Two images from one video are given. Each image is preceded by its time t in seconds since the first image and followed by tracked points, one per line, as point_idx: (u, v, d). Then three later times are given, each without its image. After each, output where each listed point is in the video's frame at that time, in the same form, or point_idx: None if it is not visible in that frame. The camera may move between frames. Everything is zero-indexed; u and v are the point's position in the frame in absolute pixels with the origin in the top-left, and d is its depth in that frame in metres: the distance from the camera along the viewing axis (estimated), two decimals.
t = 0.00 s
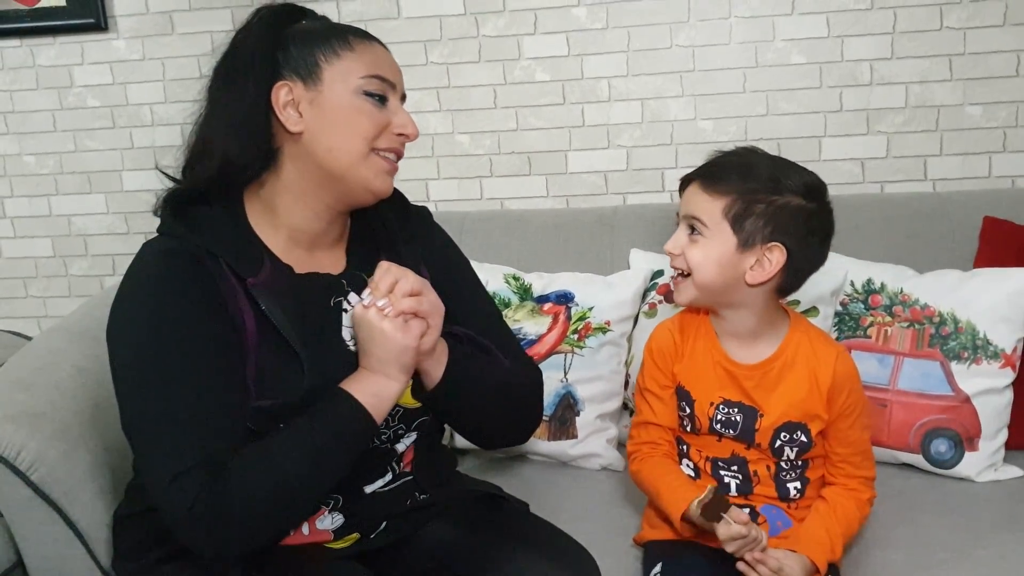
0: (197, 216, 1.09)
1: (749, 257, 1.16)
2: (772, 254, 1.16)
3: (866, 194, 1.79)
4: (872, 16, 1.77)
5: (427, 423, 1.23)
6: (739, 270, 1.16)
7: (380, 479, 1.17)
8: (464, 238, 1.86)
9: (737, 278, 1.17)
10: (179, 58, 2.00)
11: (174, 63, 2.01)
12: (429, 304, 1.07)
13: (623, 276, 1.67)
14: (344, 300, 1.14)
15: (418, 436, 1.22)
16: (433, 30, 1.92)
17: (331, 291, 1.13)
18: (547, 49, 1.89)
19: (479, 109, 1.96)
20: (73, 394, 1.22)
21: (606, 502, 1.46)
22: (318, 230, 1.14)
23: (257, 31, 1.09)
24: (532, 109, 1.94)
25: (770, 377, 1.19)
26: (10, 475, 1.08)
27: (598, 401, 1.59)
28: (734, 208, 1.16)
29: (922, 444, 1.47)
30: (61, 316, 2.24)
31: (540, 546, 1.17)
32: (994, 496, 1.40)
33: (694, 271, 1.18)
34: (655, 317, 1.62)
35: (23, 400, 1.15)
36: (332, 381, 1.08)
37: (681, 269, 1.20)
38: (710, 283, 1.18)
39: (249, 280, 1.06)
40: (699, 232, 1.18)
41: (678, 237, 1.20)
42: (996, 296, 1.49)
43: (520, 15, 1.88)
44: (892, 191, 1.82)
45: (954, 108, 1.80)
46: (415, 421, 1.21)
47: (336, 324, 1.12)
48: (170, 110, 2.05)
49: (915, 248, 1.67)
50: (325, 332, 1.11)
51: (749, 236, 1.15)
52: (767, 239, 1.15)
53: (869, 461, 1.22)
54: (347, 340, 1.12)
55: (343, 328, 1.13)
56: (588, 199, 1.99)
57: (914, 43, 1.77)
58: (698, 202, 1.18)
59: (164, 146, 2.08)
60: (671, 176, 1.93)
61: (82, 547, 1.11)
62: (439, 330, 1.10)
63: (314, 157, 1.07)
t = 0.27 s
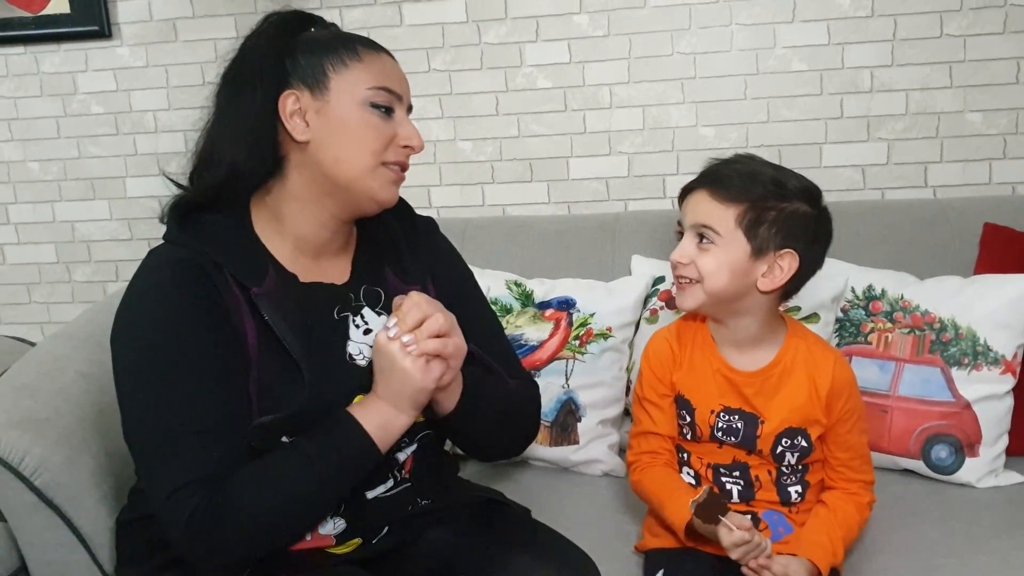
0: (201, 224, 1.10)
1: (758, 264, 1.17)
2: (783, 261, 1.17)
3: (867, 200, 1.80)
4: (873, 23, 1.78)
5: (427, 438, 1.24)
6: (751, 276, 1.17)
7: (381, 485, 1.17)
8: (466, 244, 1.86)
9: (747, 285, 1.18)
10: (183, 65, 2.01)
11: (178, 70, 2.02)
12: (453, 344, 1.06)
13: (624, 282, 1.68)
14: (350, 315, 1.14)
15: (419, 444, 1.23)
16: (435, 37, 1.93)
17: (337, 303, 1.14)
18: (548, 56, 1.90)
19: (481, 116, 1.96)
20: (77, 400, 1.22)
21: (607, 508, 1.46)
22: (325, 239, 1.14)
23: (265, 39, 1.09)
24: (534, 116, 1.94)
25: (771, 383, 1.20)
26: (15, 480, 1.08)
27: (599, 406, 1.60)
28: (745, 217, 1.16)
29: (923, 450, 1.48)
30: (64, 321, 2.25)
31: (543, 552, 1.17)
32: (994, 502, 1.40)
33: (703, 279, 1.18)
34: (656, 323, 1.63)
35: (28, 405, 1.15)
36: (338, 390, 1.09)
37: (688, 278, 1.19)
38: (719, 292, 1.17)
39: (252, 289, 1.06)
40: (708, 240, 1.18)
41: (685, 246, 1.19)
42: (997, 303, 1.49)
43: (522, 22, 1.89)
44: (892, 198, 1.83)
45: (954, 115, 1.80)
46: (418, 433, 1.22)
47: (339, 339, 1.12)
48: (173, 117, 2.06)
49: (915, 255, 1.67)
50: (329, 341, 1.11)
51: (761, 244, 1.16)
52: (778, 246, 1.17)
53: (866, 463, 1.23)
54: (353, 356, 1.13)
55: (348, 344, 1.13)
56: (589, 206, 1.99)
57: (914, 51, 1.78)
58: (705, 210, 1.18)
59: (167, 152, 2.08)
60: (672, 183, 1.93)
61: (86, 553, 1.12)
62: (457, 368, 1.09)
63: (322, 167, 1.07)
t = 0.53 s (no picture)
0: (199, 224, 1.10)
1: (751, 264, 1.17)
2: (775, 262, 1.17)
3: (866, 200, 1.80)
4: (871, 22, 1.78)
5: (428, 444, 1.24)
6: (739, 279, 1.17)
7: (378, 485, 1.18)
8: (465, 244, 1.86)
9: (738, 285, 1.18)
10: (181, 65, 2.01)
11: (176, 69, 2.02)
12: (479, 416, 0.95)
13: (623, 281, 1.68)
14: (347, 320, 1.14)
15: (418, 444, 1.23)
16: (434, 36, 1.93)
17: (332, 306, 1.13)
18: (547, 55, 1.90)
19: (479, 116, 1.97)
20: (75, 399, 1.22)
21: (606, 507, 1.46)
22: (320, 239, 1.14)
23: (262, 37, 1.09)
24: (533, 115, 1.95)
25: (764, 384, 1.20)
26: (12, 480, 1.08)
27: (598, 406, 1.59)
28: (738, 218, 1.16)
29: (922, 449, 1.48)
30: (62, 321, 2.25)
31: (540, 551, 1.17)
32: (993, 501, 1.40)
33: (694, 278, 1.18)
34: (655, 322, 1.64)
35: (26, 405, 1.15)
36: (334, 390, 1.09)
37: (678, 276, 1.19)
38: (710, 291, 1.17)
39: (248, 289, 1.06)
40: (701, 239, 1.18)
41: (679, 243, 1.19)
42: (995, 302, 1.49)
43: (520, 21, 1.89)
44: (891, 197, 1.83)
45: (952, 114, 1.80)
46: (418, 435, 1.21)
47: (335, 342, 1.11)
48: (171, 117, 2.06)
49: (914, 254, 1.67)
50: (325, 341, 1.10)
51: (754, 244, 1.16)
52: (772, 247, 1.17)
53: (861, 459, 1.23)
54: (349, 360, 1.12)
55: (345, 348, 1.12)
56: (588, 205, 1.99)
57: (912, 50, 1.78)
58: (699, 208, 1.18)
59: (165, 152, 2.08)
60: (671, 182, 1.93)
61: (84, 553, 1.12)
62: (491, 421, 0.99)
63: (314, 168, 1.07)
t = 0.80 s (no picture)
0: (201, 221, 1.09)
1: (755, 267, 1.17)
2: (779, 265, 1.17)
3: (867, 200, 1.80)
4: (873, 23, 1.78)
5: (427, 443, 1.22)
6: (744, 279, 1.17)
7: (378, 480, 1.18)
8: (466, 243, 1.86)
9: (739, 287, 1.18)
10: (182, 64, 2.01)
11: (178, 68, 2.02)
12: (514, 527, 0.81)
13: (624, 281, 1.68)
14: (345, 320, 1.12)
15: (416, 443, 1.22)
16: (435, 36, 1.93)
17: (330, 305, 1.12)
18: (548, 55, 1.90)
19: (481, 115, 1.96)
20: (76, 397, 1.22)
21: (607, 506, 1.46)
22: (322, 244, 1.13)
23: (250, 37, 1.07)
24: (534, 115, 1.94)
25: (766, 384, 1.20)
26: (13, 478, 1.08)
27: (599, 405, 1.59)
28: (742, 219, 1.16)
29: (923, 449, 1.47)
30: (63, 320, 2.25)
31: (541, 548, 1.17)
32: (995, 501, 1.40)
33: (696, 280, 1.18)
34: (656, 322, 1.64)
35: (27, 403, 1.15)
36: (335, 387, 1.08)
37: (680, 278, 1.19)
38: (711, 293, 1.17)
39: (250, 285, 1.05)
40: (703, 241, 1.18)
41: (681, 246, 1.19)
42: (997, 302, 1.49)
43: (522, 20, 1.89)
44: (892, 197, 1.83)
45: (954, 114, 1.80)
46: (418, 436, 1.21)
47: (334, 341, 1.10)
48: (172, 115, 2.06)
49: (916, 254, 1.67)
50: (323, 339, 1.09)
51: (758, 247, 1.16)
52: (775, 250, 1.17)
53: (862, 458, 1.23)
54: (347, 360, 1.10)
55: (343, 347, 1.10)
56: (589, 205, 1.99)
57: (914, 50, 1.78)
58: (699, 211, 1.18)
59: (166, 150, 2.08)
60: (672, 182, 1.93)
61: (85, 551, 1.11)
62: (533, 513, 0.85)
63: (293, 181, 1.07)
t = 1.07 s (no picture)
0: (197, 221, 1.09)
1: (760, 268, 1.17)
2: (784, 265, 1.17)
3: (868, 198, 1.80)
4: (875, 21, 1.78)
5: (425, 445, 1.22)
6: (750, 281, 1.17)
7: (373, 480, 1.17)
8: (466, 241, 1.86)
9: (745, 288, 1.17)
10: (183, 60, 2.01)
11: (178, 65, 2.02)
12: None
13: (625, 279, 1.67)
14: (344, 321, 1.12)
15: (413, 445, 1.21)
16: (436, 33, 1.93)
17: (329, 306, 1.12)
18: (549, 52, 1.89)
19: (481, 112, 1.96)
20: (76, 394, 1.22)
21: (607, 505, 1.46)
22: (324, 246, 1.12)
23: (243, 35, 1.06)
24: (535, 113, 1.94)
25: (767, 385, 1.19)
26: (13, 475, 1.08)
27: (599, 403, 1.59)
28: (748, 220, 1.15)
29: (924, 448, 1.47)
30: (63, 317, 2.25)
31: (540, 546, 1.17)
32: (995, 501, 1.40)
33: (702, 282, 1.17)
34: (656, 320, 1.64)
35: (27, 400, 1.15)
36: (331, 386, 1.08)
37: (686, 280, 1.18)
38: (718, 295, 1.17)
39: (243, 286, 1.04)
40: (709, 242, 1.17)
41: (686, 246, 1.18)
42: (998, 301, 1.49)
43: (523, 18, 1.88)
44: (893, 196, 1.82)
45: (956, 113, 1.80)
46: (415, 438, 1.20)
47: (333, 341, 1.10)
48: (173, 112, 2.06)
49: (917, 253, 1.67)
50: (323, 338, 1.09)
51: (764, 247, 1.16)
52: (781, 250, 1.17)
53: (863, 459, 1.23)
54: (346, 361, 1.10)
55: (342, 348, 1.10)
56: (590, 203, 1.99)
57: (916, 49, 1.78)
58: (705, 212, 1.17)
59: (167, 147, 2.08)
60: (673, 180, 1.93)
61: (84, 548, 1.11)
62: None
63: (286, 185, 1.06)
